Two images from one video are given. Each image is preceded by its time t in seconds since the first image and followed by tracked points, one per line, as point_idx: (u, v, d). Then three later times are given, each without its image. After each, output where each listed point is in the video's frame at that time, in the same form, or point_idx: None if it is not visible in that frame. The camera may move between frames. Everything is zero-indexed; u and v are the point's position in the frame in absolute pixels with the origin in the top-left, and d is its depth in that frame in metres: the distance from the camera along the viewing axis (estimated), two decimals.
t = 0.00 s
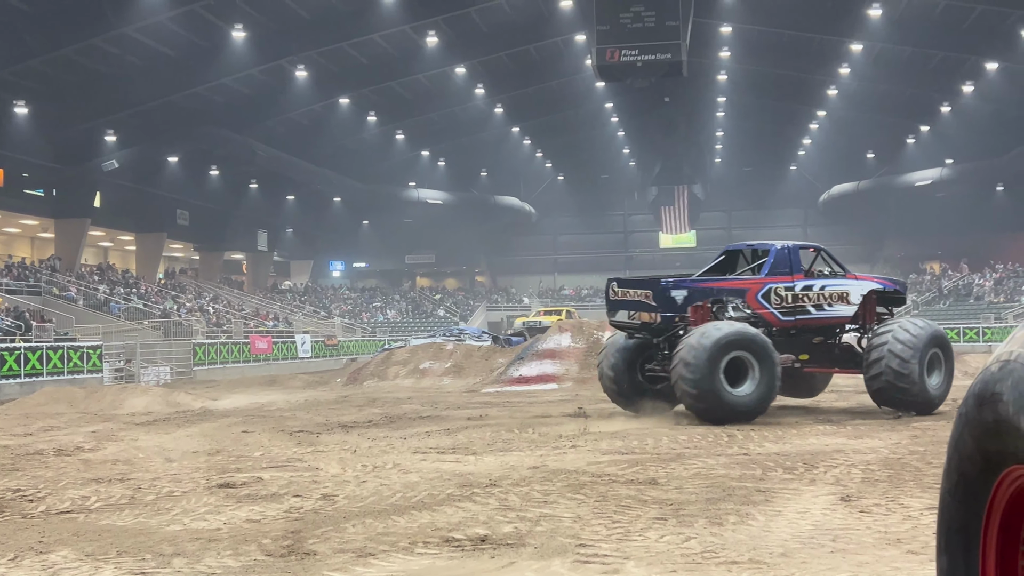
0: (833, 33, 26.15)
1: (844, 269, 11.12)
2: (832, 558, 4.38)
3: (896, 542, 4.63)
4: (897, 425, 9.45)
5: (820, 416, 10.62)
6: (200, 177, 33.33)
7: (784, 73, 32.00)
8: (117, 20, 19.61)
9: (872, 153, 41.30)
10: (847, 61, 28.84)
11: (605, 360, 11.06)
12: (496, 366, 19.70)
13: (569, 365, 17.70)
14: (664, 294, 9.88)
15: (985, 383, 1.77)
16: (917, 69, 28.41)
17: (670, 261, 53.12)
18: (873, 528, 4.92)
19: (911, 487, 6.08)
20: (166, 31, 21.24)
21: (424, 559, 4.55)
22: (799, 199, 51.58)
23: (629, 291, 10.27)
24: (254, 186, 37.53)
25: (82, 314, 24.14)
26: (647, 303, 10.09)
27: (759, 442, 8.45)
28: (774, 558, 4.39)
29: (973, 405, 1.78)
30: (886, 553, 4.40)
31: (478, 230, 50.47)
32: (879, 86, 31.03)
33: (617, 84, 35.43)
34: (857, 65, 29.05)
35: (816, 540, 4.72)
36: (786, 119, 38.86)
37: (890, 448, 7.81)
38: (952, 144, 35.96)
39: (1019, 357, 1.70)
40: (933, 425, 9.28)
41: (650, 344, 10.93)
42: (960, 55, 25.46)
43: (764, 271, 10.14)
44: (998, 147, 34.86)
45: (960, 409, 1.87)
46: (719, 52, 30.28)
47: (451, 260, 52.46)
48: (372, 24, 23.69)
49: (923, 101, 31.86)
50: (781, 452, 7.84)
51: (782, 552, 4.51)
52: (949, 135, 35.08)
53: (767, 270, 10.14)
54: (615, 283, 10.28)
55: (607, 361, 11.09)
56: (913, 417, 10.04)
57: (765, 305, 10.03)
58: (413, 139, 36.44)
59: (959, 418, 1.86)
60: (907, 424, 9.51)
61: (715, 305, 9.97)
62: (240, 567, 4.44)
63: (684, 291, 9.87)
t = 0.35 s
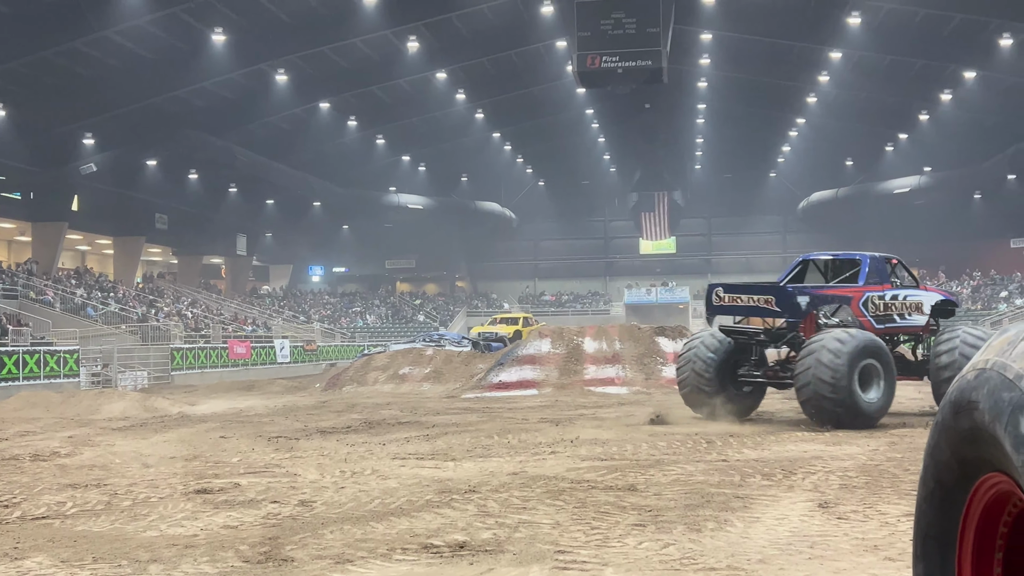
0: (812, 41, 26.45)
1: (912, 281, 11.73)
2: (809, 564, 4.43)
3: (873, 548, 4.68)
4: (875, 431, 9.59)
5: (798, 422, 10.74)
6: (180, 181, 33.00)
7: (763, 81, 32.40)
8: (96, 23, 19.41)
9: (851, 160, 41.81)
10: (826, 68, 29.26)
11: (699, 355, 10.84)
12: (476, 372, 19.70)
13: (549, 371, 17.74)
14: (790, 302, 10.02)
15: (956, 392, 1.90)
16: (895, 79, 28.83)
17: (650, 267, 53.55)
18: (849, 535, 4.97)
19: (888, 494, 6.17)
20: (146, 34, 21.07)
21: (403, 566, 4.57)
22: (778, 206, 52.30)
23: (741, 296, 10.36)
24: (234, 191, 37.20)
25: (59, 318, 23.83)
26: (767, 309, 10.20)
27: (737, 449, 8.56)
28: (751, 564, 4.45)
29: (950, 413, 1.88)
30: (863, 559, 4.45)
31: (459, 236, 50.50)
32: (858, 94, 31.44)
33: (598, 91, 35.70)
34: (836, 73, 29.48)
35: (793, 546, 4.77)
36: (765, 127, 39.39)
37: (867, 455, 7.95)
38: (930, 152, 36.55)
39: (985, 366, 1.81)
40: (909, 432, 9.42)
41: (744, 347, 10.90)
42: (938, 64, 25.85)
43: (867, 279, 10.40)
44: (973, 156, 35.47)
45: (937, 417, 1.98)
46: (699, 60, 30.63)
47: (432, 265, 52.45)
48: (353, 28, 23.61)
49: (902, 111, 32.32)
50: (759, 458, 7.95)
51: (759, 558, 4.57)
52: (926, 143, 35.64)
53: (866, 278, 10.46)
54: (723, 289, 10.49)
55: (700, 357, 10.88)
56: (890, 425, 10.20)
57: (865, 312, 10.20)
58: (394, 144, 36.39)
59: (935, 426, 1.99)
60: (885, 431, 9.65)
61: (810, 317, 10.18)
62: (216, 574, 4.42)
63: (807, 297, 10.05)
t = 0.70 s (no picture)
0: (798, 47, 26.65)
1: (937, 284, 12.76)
2: (795, 568, 4.48)
3: (859, 552, 4.74)
4: (862, 436, 9.69)
5: (783, 426, 10.83)
6: (165, 185, 32.77)
7: (749, 87, 32.63)
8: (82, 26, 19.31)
9: (836, 166, 42.11)
10: (812, 74, 29.51)
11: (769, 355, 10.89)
12: (463, 376, 19.69)
13: (536, 375, 17.78)
14: (865, 309, 10.37)
15: (942, 397, 1.95)
16: (880, 85, 29.11)
17: (637, 271, 53.77)
18: (836, 539, 5.03)
19: (874, 498, 6.25)
20: (131, 37, 21.00)
21: (389, 571, 4.58)
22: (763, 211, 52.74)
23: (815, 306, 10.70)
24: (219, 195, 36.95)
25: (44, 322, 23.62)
26: (842, 317, 10.55)
27: (724, 453, 8.65)
28: (738, 569, 4.49)
29: (934, 418, 1.94)
30: (848, 563, 4.50)
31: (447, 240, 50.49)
32: (844, 99, 31.69)
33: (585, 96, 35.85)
34: (822, 79, 29.75)
35: (780, 551, 4.82)
36: (750, 132, 39.70)
37: (853, 460, 8.05)
38: (914, 157, 36.90)
39: (969, 372, 1.86)
40: (895, 437, 9.53)
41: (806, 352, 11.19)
42: (923, 70, 26.09)
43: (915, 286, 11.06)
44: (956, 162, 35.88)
45: (921, 423, 2.05)
46: (686, 65, 30.80)
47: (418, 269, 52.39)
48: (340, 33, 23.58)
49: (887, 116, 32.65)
50: (745, 463, 8.03)
51: (745, 562, 4.62)
52: (910, 149, 35.99)
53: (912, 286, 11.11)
54: (795, 299, 10.84)
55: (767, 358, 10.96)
56: (875, 429, 10.33)
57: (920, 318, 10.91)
58: (380, 148, 36.36)
59: (920, 432, 2.05)
60: (872, 435, 9.75)
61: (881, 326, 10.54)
62: None
63: (881, 305, 10.45)
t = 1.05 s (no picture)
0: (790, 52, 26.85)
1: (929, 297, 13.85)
2: (786, 571, 4.52)
3: (850, 555, 4.78)
4: (852, 439, 9.77)
5: (775, 430, 10.89)
6: (156, 190, 32.62)
7: (740, 91, 32.78)
8: (73, 31, 19.21)
9: (826, 169, 42.32)
10: (802, 79, 29.67)
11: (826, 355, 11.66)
12: (454, 381, 19.67)
13: (528, 379, 17.79)
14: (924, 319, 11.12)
15: (933, 400, 1.97)
16: (871, 90, 29.31)
17: (629, 276, 53.91)
18: (827, 543, 5.07)
19: (864, 501, 6.31)
20: (122, 41, 20.93)
21: None
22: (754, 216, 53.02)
23: (872, 312, 11.53)
24: (210, 200, 36.78)
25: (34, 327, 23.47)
26: (898, 325, 11.35)
27: (715, 457, 8.71)
28: (728, 573, 4.52)
29: (924, 421, 1.97)
30: (839, 567, 4.54)
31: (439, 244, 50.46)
32: (834, 104, 31.91)
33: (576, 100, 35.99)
34: (813, 84, 29.96)
35: (771, 554, 4.87)
36: (741, 137, 39.91)
37: (844, 463, 8.12)
38: (903, 161, 37.20)
39: (958, 375, 1.88)
40: (885, 441, 9.61)
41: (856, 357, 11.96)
42: (914, 74, 26.27)
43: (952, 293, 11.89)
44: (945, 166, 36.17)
45: (911, 426, 2.08)
46: (677, 69, 30.94)
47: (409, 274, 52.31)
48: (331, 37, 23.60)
49: (877, 120, 32.89)
50: (736, 467, 8.09)
51: (737, 566, 4.65)
52: (900, 153, 36.27)
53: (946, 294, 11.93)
54: (854, 307, 11.58)
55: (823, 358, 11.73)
56: (866, 433, 10.40)
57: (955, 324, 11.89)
58: (372, 152, 36.35)
59: (909, 435, 2.08)
60: (862, 439, 9.84)
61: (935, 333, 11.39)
62: None
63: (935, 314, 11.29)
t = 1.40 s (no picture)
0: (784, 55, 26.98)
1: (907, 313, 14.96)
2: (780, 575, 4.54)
3: (844, 559, 4.81)
4: (846, 442, 9.83)
5: (769, 434, 10.92)
6: (150, 194, 32.54)
7: (734, 95, 32.87)
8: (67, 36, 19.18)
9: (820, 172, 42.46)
10: (796, 82, 29.77)
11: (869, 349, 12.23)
12: (448, 385, 19.64)
13: (522, 383, 17.80)
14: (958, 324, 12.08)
15: (928, 403, 1.98)
16: (864, 93, 29.44)
17: (623, 279, 53.99)
18: (821, 546, 5.10)
19: (859, 504, 6.35)
20: (116, 45, 20.91)
21: None
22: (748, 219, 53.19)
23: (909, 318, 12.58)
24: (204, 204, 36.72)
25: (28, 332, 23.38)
26: (937, 330, 12.30)
27: (709, 460, 8.74)
28: None
29: (918, 424, 1.99)
30: (834, 570, 4.57)
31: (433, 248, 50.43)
32: (827, 107, 32.06)
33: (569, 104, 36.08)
34: (806, 87, 30.10)
35: (766, 558, 4.89)
36: (734, 140, 40.05)
37: (838, 466, 8.17)
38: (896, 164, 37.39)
39: (953, 379, 1.89)
40: (879, 444, 9.66)
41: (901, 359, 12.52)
42: (907, 78, 26.40)
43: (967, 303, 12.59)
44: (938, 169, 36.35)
45: (905, 429, 2.10)
46: (671, 73, 31.02)
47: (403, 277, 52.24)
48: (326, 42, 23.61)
49: (870, 123, 33.04)
50: (730, 470, 8.12)
51: (731, 569, 4.68)
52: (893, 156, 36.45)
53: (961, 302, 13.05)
54: (893, 313, 12.70)
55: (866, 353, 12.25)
56: (861, 436, 10.45)
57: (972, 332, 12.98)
58: (366, 156, 36.35)
59: (904, 438, 2.10)
60: (855, 442, 9.90)
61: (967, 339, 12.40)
62: None
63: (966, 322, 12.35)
